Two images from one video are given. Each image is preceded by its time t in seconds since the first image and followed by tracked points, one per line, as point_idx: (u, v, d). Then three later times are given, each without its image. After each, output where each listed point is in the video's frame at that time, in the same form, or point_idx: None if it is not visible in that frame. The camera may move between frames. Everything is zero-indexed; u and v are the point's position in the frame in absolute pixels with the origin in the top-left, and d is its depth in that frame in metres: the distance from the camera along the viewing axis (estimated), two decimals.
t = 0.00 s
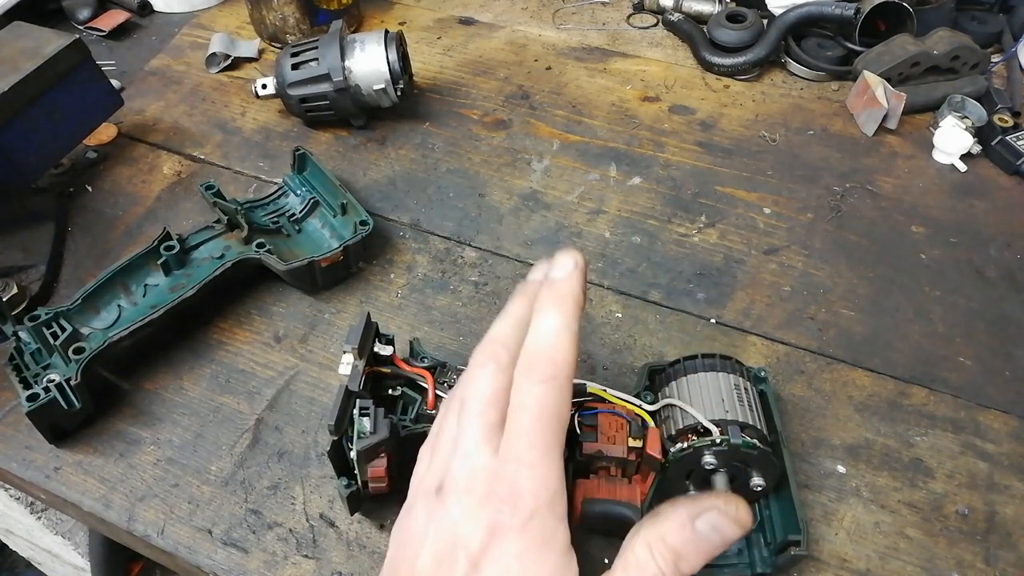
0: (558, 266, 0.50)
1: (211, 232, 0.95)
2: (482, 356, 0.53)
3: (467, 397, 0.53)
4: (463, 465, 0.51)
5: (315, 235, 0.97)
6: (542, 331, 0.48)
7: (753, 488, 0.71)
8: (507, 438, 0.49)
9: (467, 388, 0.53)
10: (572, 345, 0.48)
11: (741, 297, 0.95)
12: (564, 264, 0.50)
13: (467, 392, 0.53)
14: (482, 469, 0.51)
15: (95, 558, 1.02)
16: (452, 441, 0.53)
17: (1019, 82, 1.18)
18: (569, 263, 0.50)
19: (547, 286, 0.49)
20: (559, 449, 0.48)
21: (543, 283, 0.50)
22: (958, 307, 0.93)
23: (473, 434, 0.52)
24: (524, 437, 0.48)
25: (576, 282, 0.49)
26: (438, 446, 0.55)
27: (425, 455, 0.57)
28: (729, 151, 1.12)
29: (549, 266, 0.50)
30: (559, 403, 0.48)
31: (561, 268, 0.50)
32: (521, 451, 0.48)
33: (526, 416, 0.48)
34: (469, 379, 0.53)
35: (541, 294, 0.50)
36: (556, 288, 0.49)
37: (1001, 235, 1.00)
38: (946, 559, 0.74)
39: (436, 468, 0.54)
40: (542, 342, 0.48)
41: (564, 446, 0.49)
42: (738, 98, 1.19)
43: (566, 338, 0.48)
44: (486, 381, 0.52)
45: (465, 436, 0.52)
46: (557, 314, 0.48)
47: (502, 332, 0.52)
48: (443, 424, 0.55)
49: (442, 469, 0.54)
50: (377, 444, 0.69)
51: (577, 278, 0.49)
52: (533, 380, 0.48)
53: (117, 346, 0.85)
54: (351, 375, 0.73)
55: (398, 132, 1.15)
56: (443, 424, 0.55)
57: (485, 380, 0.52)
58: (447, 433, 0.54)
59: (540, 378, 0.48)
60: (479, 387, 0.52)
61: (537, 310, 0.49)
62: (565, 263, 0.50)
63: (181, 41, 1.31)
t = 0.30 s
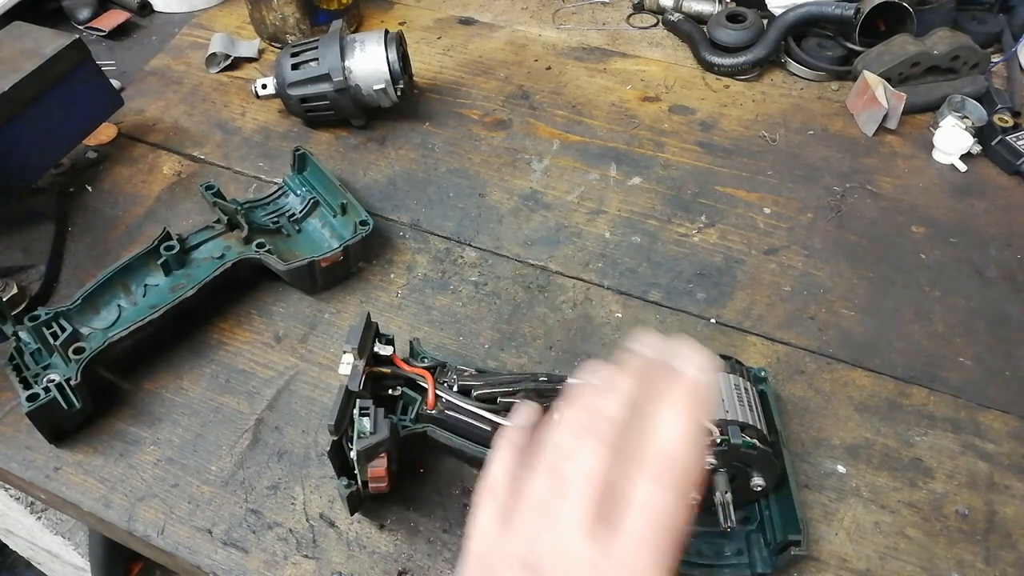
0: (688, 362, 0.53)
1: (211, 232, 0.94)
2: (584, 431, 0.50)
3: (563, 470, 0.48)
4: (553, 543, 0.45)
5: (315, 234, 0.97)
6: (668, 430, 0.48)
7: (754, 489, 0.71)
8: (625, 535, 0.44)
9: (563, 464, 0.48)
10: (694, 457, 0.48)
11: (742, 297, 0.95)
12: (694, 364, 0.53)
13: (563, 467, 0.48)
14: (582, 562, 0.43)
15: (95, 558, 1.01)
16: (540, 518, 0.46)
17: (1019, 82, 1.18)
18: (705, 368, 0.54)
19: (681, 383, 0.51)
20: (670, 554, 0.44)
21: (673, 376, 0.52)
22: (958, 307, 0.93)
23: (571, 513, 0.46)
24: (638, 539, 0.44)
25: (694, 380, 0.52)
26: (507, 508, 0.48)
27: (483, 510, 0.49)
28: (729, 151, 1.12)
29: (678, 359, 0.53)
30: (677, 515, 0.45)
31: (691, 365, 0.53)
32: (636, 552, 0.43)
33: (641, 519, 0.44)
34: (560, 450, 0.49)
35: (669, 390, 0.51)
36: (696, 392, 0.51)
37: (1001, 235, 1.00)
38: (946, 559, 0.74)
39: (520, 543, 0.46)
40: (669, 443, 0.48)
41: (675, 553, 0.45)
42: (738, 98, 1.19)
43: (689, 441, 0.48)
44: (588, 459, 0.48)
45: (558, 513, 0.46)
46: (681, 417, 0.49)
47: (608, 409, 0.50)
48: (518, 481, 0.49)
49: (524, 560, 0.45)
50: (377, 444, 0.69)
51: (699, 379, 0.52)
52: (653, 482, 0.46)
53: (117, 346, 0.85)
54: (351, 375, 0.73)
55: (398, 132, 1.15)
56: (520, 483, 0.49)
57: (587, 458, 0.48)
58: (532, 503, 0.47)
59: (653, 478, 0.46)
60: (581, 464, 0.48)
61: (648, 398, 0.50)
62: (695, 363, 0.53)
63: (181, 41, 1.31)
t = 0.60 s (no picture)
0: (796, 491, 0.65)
1: (211, 232, 0.95)
2: (660, 514, 0.66)
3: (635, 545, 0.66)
4: None
5: (315, 235, 0.97)
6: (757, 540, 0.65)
7: (753, 489, 0.71)
8: None
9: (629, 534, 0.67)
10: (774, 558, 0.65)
11: (741, 297, 0.95)
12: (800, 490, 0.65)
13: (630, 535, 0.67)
14: None
15: (95, 558, 1.01)
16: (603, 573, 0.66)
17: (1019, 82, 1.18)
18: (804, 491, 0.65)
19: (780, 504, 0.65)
20: None
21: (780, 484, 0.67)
22: (958, 307, 0.93)
23: None
24: None
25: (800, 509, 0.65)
26: None
27: (522, 559, 0.68)
28: (729, 151, 1.12)
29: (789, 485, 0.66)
30: None
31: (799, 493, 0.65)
32: None
33: None
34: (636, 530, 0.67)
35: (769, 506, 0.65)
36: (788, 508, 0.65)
37: (1001, 235, 1.00)
38: (946, 559, 0.74)
39: None
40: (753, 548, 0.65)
41: None
42: (738, 98, 1.19)
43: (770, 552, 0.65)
44: (656, 537, 0.66)
45: None
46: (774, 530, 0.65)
47: (678, 490, 0.66)
48: (587, 544, 0.67)
49: None
50: (377, 444, 0.69)
51: (723, 437, 0.67)
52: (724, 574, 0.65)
53: (118, 346, 0.85)
54: (351, 375, 0.73)
55: (398, 132, 1.15)
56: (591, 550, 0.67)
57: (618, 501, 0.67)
58: (598, 561, 0.67)
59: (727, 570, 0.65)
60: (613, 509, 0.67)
61: (711, 465, 0.66)
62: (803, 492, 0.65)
63: (181, 41, 1.31)
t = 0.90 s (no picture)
0: (785, 455, 0.60)
1: (211, 232, 0.94)
2: (651, 491, 0.60)
3: (626, 524, 0.58)
4: None
5: (315, 234, 0.97)
6: (750, 509, 0.57)
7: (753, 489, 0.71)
8: None
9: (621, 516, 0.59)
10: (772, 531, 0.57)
11: (741, 297, 0.95)
12: (791, 457, 0.60)
13: (622, 516, 0.59)
14: None
15: (95, 558, 1.01)
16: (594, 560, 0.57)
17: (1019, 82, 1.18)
18: (797, 458, 0.60)
19: (771, 471, 0.59)
20: None
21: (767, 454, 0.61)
22: (958, 307, 0.93)
23: (626, 559, 0.56)
24: None
25: (797, 477, 0.59)
26: None
27: (513, 549, 0.60)
28: (729, 150, 1.12)
29: (778, 452, 0.60)
30: None
31: (789, 459, 0.59)
32: None
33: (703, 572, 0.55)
34: (625, 509, 0.59)
35: (758, 473, 0.59)
36: (781, 477, 0.59)
37: (1001, 235, 1.00)
38: (946, 559, 0.74)
39: None
40: (747, 519, 0.57)
41: None
42: (738, 98, 1.19)
43: (768, 522, 0.57)
44: (647, 514, 0.59)
45: (616, 563, 0.56)
46: (768, 499, 0.58)
47: (671, 469, 0.61)
48: (578, 528, 0.60)
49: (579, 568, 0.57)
50: (377, 444, 0.69)
51: (713, 417, 0.63)
52: (726, 550, 0.56)
53: (117, 346, 0.85)
54: (351, 375, 0.73)
55: (398, 132, 1.15)
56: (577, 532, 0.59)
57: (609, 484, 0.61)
58: (590, 547, 0.58)
59: (725, 544, 0.56)
60: (602, 491, 0.61)
61: (702, 444, 0.62)
62: (792, 456, 0.60)
63: (181, 41, 1.31)
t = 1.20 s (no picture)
0: (683, 343, 0.51)
1: (211, 232, 0.94)
2: (576, 427, 0.51)
3: (555, 471, 0.50)
4: (554, 534, 0.48)
5: (315, 235, 0.97)
6: (660, 410, 0.49)
7: (753, 488, 0.70)
8: (615, 520, 0.47)
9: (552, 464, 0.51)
10: (689, 427, 0.50)
11: (741, 297, 0.95)
12: (690, 342, 0.51)
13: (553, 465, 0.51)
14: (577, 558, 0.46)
15: (94, 557, 1.01)
16: (536, 516, 0.50)
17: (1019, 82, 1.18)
18: (697, 343, 0.51)
19: (674, 364, 0.50)
20: (666, 547, 0.46)
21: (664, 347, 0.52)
22: (958, 307, 0.93)
23: (561, 510, 0.49)
24: (633, 517, 0.47)
25: (700, 362, 0.51)
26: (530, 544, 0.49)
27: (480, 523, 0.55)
28: (729, 150, 1.12)
29: (675, 340, 0.51)
30: (674, 489, 0.48)
31: (688, 345, 0.51)
32: (628, 535, 0.46)
33: (636, 497, 0.47)
34: (552, 452, 0.51)
35: (659, 369, 0.51)
36: (680, 363, 0.50)
37: (1001, 235, 1.00)
38: (946, 559, 0.74)
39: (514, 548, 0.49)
40: (659, 423, 0.49)
41: (670, 541, 0.47)
42: (738, 98, 1.19)
43: (685, 419, 0.49)
44: (577, 454, 0.50)
45: (552, 516, 0.49)
46: (679, 394, 0.50)
47: (597, 400, 0.52)
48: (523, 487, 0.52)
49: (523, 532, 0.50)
50: (377, 444, 0.69)
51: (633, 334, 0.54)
52: (647, 463, 0.48)
53: (117, 346, 0.85)
54: (351, 375, 0.73)
55: (398, 132, 1.15)
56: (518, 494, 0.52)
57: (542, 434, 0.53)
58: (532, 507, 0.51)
59: (652, 460, 0.48)
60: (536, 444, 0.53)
61: (628, 368, 0.53)
62: (693, 341, 0.51)
63: (181, 41, 1.31)
